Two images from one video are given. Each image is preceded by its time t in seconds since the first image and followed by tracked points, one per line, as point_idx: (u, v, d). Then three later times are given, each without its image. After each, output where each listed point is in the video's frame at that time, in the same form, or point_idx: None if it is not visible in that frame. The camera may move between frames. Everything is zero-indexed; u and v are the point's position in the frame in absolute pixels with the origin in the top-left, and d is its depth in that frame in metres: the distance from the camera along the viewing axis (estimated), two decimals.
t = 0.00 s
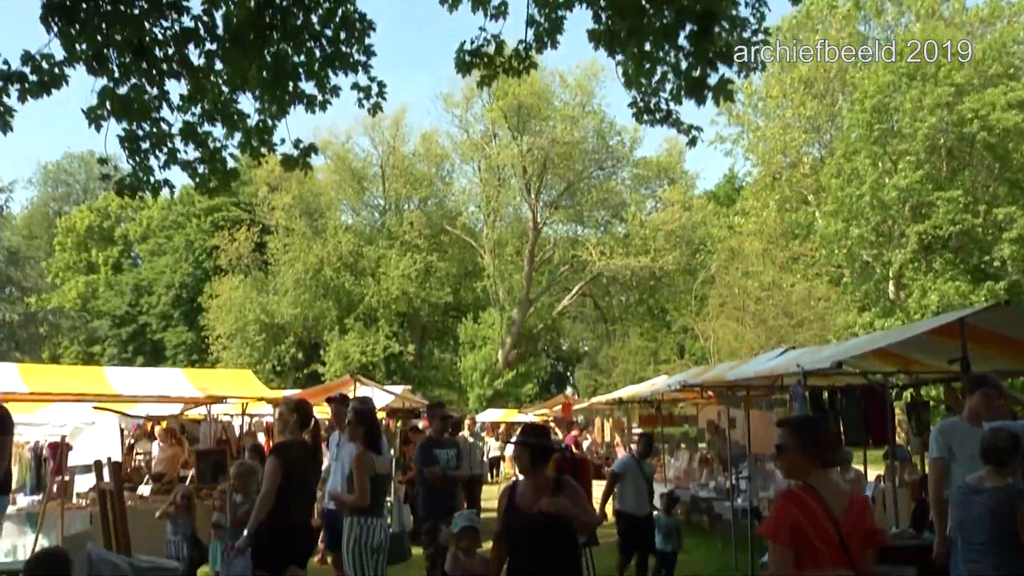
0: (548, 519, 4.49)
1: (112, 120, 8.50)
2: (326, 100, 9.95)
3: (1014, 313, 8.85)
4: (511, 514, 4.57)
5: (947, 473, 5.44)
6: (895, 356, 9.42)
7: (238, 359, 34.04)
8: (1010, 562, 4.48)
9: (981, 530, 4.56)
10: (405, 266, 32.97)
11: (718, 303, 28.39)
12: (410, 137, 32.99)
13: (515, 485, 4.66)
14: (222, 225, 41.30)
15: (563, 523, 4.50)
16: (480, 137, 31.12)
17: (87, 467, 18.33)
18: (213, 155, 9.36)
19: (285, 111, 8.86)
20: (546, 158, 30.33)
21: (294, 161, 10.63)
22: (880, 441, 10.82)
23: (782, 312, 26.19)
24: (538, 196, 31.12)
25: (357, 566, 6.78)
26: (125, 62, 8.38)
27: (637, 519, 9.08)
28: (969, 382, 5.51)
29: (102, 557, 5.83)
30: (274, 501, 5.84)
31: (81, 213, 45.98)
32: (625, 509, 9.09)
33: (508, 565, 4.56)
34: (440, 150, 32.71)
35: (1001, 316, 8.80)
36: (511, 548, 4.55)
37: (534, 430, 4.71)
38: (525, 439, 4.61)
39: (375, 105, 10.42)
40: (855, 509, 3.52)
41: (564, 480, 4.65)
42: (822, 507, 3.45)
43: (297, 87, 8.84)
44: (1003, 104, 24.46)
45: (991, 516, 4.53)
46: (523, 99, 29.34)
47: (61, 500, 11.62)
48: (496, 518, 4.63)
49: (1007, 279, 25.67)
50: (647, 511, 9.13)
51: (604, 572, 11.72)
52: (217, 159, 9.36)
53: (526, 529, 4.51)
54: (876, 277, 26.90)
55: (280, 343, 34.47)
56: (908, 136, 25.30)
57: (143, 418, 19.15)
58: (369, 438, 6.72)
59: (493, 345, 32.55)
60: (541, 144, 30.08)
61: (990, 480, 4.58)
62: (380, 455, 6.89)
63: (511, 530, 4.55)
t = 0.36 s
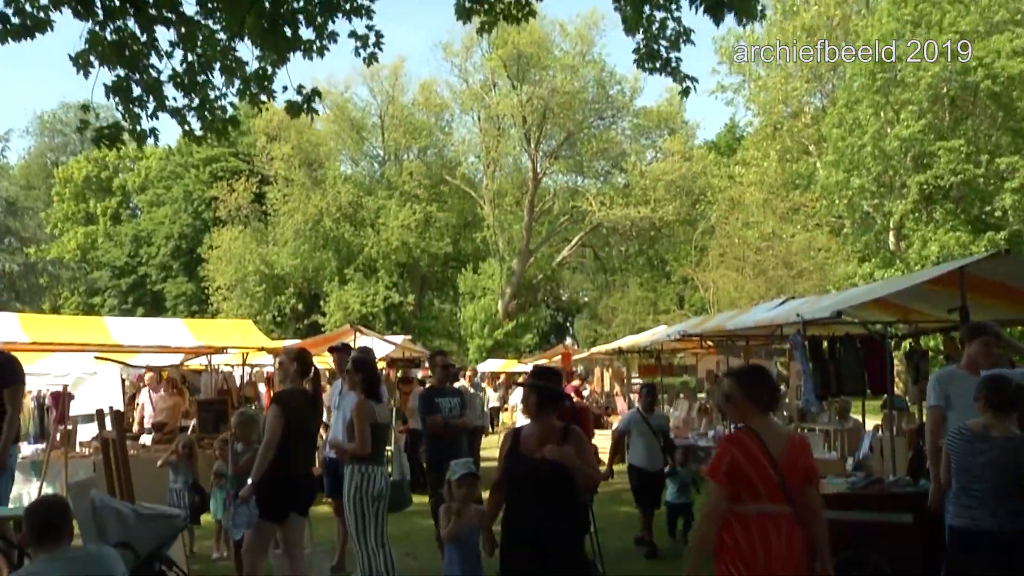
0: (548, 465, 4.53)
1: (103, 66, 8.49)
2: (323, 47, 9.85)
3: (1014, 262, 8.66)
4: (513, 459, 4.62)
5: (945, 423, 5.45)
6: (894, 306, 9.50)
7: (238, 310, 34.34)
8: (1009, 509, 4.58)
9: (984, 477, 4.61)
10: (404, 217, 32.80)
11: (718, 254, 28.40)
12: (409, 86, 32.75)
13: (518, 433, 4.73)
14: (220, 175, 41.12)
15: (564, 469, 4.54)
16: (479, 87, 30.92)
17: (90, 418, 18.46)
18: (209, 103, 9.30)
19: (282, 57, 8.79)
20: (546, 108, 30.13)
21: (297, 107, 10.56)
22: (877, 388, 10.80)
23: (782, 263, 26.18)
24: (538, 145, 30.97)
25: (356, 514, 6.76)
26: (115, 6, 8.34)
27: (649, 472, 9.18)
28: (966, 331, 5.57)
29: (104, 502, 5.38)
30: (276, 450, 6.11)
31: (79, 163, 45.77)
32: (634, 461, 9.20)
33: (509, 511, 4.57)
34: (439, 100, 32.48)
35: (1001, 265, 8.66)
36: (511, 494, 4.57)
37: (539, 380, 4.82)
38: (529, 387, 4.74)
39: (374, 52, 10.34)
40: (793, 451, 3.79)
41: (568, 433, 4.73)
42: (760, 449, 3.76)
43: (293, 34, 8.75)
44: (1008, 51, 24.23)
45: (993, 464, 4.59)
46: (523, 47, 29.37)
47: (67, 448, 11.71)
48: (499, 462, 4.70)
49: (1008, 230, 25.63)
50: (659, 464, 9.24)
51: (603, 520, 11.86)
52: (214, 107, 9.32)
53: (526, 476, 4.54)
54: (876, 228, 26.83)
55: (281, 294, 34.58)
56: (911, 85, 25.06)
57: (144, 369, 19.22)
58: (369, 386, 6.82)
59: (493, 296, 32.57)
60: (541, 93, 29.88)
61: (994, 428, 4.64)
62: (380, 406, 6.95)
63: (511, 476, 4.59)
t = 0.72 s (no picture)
0: (550, 427, 4.50)
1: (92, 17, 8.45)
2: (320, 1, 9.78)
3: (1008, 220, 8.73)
4: (512, 419, 4.57)
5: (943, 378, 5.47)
6: (897, 263, 9.13)
7: (238, 268, 34.28)
8: (995, 462, 4.66)
9: (973, 432, 4.68)
10: (403, 175, 32.61)
11: (718, 211, 28.36)
12: (408, 42, 32.49)
13: (517, 388, 4.62)
14: (219, 132, 40.93)
15: (565, 432, 4.51)
16: (479, 43, 30.68)
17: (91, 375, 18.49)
18: (203, 58, 9.25)
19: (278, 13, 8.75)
20: (546, 63, 29.84)
21: (293, 62, 10.52)
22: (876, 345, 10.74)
23: (782, 220, 26.21)
24: (538, 101, 30.77)
25: (356, 470, 6.76)
26: None
27: (653, 428, 9.07)
28: (967, 285, 5.54)
29: (105, 456, 5.24)
30: (275, 409, 6.13)
31: (76, 120, 45.54)
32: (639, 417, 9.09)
33: (507, 472, 4.57)
34: (438, 56, 32.29)
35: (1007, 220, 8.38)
36: (510, 455, 4.56)
37: (538, 329, 4.63)
38: (530, 342, 4.54)
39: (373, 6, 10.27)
40: (760, 411, 4.15)
41: (568, 386, 4.64)
42: (727, 409, 4.13)
43: None
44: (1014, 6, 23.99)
45: (982, 419, 4.66)
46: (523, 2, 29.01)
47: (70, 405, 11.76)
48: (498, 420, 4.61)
49: (1009, 186, 25.56)
50: (665, 420, 9.09)
51: (603, 476, 11.93)
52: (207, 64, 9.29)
53: (527, 436, 4.52)
54: (877, 185, 26.70)
55: (280, 252, 34.66)
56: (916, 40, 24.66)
57: (144, 326, 19.21)
58: (369, 342, 6.71)
59: (492, 254, 32.37)
60: (541, 48, 29.67)
61: (982, 384, 4.67)
62: (382, 361, 6.86)
63: (510, 436, 4.56)
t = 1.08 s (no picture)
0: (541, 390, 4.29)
1: None
2: None
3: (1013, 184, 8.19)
4: (500, 384, 4.35)
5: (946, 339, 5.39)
6: (895, 227, 9.01)
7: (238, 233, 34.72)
8: (968, 419, 4.79)
9: (944, 388, 4.85)
10: (402, 139, 32.47)
11: (718, 174, 28.29)
12: (406, 6, 32.29)
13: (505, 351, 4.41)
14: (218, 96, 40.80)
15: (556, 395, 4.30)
16: (478, 6, 30.42)
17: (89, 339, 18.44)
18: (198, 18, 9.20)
19: None
20: (546, 27, 29.81)
21: (289, 25, 10.43)
22: (876, 309, 10.45)
23: (782, 184, 26.28)
24: (538, 65, 30.68)
25: (357, 435, 6.64)
26: None
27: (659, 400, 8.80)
28: (968, 248, 5.54)
29: (106, 418, 4.74)
30: (275, 371, 6.13)
31: (74, 83, 45.29)
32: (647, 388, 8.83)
33: (496, 439, 4.37)
34: (437, 20, 32.11)
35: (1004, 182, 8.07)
36: (499, 420, 4.36)
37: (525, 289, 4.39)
38: (517, 303, 4.31)
39: None
40: (728, 362, 4.46)
41: (558, 345, 4.41)
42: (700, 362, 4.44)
43: None
44: None
45: (953, 377, 4.81)
46: None
47: (67, 369, 11.65)
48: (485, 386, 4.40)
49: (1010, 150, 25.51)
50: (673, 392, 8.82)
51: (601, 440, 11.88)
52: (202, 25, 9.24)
53: (516, 401, 4.32)
54: (877, 149, 26.38)
55: (279, 216, 34.80)
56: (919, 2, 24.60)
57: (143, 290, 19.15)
58: (368, 305, 6.58)
59: (492, 218, 32.26)
60: (541, 12, 29.58)
61: (954, 342, 4.86)
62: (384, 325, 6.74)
63: (499, 402, 4.35)
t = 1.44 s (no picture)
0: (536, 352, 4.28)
1: None
2: None
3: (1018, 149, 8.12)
4: (495, 348, 4.36)
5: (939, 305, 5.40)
6: (896, 192, 9.12)
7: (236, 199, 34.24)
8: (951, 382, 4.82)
9: (930, 351, 4.88)
10: (401, 104, 32.32)
11: (719, 140, 28.20)
12: None
13: (500, 316, 4.41)
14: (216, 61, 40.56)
15: (550, 355, 4.28)
16: None
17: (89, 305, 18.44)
18: None
19: None
20: None
21: None
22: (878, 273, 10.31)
23: (783, 150, 25.91)
24: (538, 30, 30.52)
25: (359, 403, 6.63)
26: None
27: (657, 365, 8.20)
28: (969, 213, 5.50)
29: (106, 384, 4.75)
30: (275, 339, 6.14)
31: (70, 48, 44.95)
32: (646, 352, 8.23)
33: (492, 404, 4.37)
34: None
35: (1005, 149, 8.04)
36: (493, 385, 4.37)
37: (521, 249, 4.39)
38: (513, 265, 4.30)
39: None
40: (690, 326, 5.16)
41: (555, 311, 4.41)
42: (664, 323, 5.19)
43: None
44: None
45: (935, 340, 4.85)
46: None
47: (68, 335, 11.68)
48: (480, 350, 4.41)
49: (1012, 116, 25.42)
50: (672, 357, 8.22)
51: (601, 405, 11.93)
52: None
53: (510, 365, 4.31)
54: (880, 115, 26.49)
55: (279, 182, 34.64)
56: None
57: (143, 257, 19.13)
58: (369, 270, 6.62)
59: (492, 184, 32.07)
60: None
61: (939, 306, 4.89)
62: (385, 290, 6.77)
63: (493, 366, 4.35)
